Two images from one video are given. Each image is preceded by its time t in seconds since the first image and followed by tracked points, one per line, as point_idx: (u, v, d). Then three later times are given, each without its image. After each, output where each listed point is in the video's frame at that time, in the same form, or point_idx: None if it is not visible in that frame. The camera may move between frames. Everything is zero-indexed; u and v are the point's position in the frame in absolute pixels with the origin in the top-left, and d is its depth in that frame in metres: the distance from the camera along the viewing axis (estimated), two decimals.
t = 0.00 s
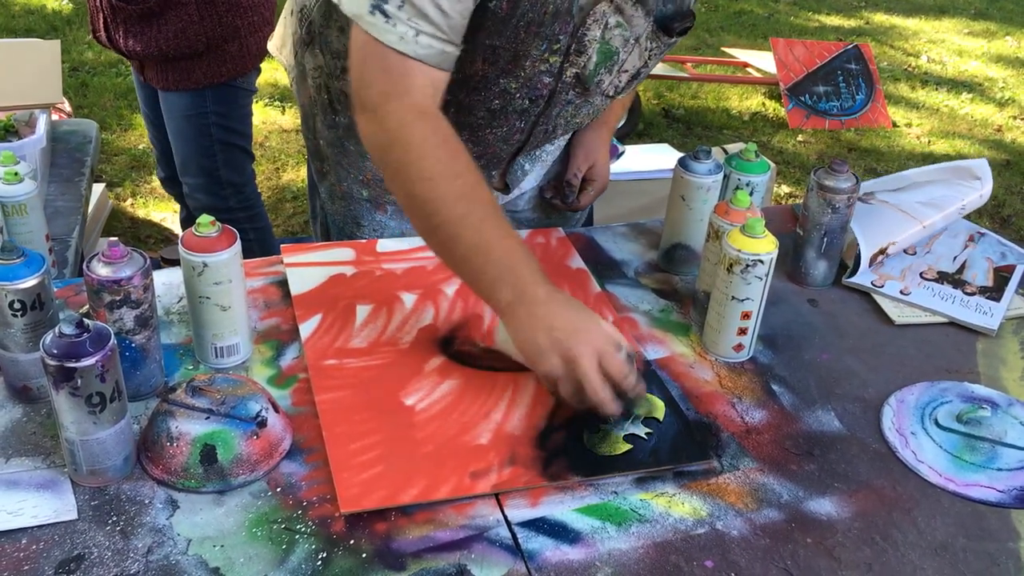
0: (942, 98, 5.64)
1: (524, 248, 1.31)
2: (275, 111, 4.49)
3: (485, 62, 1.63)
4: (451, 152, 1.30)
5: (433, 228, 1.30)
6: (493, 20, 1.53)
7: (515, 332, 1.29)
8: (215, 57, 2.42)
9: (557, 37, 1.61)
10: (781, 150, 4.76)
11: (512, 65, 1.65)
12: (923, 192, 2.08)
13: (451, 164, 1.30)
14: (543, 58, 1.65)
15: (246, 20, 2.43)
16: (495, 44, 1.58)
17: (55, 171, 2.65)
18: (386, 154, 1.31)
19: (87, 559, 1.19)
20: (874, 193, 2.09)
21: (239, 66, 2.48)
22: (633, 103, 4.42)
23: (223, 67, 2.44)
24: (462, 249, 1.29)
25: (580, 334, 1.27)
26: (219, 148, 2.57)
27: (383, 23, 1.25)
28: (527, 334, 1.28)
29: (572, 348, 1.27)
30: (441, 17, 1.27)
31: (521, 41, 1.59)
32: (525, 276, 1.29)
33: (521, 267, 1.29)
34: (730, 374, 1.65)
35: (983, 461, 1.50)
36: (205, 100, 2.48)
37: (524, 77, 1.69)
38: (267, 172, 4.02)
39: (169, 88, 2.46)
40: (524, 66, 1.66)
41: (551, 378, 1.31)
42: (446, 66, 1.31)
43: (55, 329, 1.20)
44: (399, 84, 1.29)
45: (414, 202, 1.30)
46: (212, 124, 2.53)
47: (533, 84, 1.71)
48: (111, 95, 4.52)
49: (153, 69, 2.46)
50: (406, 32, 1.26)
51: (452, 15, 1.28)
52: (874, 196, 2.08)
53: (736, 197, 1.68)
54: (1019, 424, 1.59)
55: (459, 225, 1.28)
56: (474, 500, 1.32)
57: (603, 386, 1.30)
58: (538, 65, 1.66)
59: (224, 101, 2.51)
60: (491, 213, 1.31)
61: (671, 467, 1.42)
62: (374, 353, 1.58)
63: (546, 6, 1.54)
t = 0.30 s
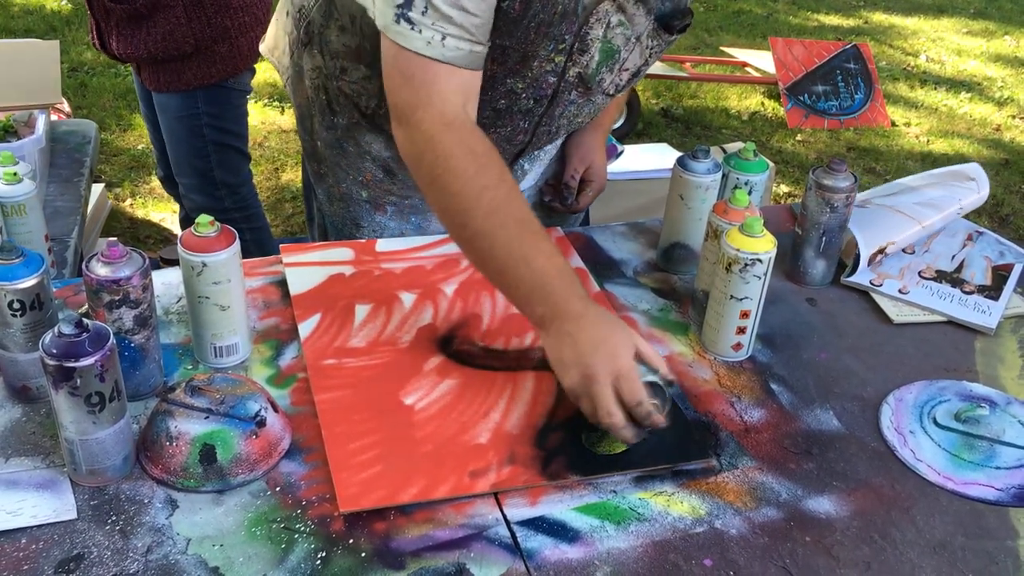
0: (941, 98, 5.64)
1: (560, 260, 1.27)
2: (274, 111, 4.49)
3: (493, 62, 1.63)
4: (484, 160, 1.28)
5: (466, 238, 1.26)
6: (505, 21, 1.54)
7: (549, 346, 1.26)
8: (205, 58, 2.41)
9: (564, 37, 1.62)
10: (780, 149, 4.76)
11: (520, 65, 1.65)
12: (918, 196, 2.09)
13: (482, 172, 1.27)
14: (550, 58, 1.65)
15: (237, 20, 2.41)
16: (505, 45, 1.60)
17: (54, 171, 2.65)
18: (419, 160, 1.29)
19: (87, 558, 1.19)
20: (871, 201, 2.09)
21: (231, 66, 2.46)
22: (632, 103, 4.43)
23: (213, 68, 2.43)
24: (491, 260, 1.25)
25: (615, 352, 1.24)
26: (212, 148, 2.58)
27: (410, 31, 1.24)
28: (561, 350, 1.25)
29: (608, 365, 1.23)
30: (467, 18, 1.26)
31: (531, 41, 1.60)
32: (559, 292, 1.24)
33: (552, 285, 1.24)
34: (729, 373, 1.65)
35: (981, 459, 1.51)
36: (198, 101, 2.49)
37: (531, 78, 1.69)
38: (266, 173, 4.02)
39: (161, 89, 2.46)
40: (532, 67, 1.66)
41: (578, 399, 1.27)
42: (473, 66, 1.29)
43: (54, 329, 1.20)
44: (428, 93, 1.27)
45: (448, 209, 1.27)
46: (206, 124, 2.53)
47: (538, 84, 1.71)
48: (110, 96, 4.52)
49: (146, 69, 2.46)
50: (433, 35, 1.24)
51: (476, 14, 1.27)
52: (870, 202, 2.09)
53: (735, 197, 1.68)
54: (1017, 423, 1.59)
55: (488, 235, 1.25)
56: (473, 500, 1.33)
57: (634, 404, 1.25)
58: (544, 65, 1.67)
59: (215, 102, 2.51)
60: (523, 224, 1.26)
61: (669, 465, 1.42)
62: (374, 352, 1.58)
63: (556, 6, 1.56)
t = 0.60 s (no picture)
0: (942, 95, 5.64)
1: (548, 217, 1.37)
2: (275, 110, 4.49)
3: (495, 54, 1.62)
4: (477, 136, 1.31)
5: (467, 213, 1.32)
6: (506, 12, 1.53)
7: (557, 301, 1.37)
8: (196, 57, 2.41)
9: (565, 27, 1.62)
10: (782, 147, 4.76)
11: (521, 56, 1.64)
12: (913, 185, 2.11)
13: (475, 148, 1.31)
14: (551, 49, 1.65)
15: (229, 20, 2.40)
16: (507, 35, 1.58)
17: (56, 170, 2.66)
18: (408, 139, 1.30)
19: (90, 556, 1.19)
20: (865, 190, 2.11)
21: (223, 65, 2.45)
22: (634, 101, 4.42)
23: (206, 67, 2.43)
24: (493, 230, 1.33)
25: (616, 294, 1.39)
26: (207, 147, 2.58)
27: (402, 8, 1.22)
28: (572, 300, 1.36)
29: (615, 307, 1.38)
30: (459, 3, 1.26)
31: (532, 31, 1.59)
32: (560, 247, 1.36)
33: (553, 243, 1.35)
34: (730, 370, 1.65)
35: (983, 456, 1.50)
36: (191, 100, 2.49)
37: (531, 69, 1.68)
38: (267, 172, 4.02)
39: (156, 88, 2.46)
40: (533, 57, 1.65)
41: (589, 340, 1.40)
42: (461, 52, 1.29)
43: (56, 328, 1.21)
44: (417, 72, 1.26)
45: (446, 188, 1.31)
46: (198, 123, 2.53)
47: (538, 76, 1.71)
48: (112, 95, 4.52)
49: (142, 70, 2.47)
50: (423, 17, 1.23)
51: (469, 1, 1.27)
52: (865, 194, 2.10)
53: (736, 194, 1.68)
54: (1019, 419, 1.59)
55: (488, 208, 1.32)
56: (475, 497, 1.33)
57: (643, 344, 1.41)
58: (545, 56, 1.66)
59: (209, 101, 2.51)
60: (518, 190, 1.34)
61: (671, 463, 1.42)
62: (375, 350, 1.58)
63: None
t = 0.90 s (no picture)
0: (945, 93, 5.63)
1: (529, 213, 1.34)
2: (277, 109, 4.49)
3: (502, 45, 1.63)
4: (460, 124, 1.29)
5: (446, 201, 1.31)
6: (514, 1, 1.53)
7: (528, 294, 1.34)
8: (199, 57, 2.41)
9: (569, 17, 1.62)
10: (784, 146, 4.75)
11: (527, 47, 1.65)
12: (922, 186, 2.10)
13: (455, 137, 1.28)
14: (555, 39, 1.65)
15: (232, 20, 2.40)
16: (514, 26, 1.59)
17: (58, 170, 2.65)
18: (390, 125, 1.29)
19: (92, 557, 1.19)
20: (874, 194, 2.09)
21: (226, 65, 2.45)
22: (636, 100, 4.41)
23: (209, 66, 2.43)
24: (467, 221, 1.31)
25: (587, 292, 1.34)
26: (210, 147, 2.58)
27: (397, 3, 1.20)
28: (542, 296, 1.33)
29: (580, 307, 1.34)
30: None
31: (538, 21, 1.60)
32: (534, 242, 1.33)
33: (527, 238, 1.32)
34: (734, 370, 1.65)
35: (987, 455, 1.50)
36: (192, 100, 2.49)
37: (536, 60, 1.69)
38: (269, 171, 4.02)
39: (159, 88, 2.46)
40: (538, 48, 1.66)
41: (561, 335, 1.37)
42: (455, 44, 1.28)
43: (58, 328, 1.21)
44: (405, 60, 1.24)
45: (424, 175, 1.30)
46: (201, 123, 2.53)
47: (543, 66, 1.71)
48: (114, 95, 4.52)
49: (146, 69, 2.47)
50: (416, 11, 1.21)
51: None
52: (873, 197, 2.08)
53: (739, 192, 1.67)
54: None
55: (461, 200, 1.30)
56: (478, 497, 1.32)
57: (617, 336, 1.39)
58: (550, 46, 1.67)
59: (212, 101, 2.50)
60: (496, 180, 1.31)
61: (674, 462, 1.42)
62: (378, 350, 1.58)
63: None
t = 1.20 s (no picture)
0: (947, 93, 5.62)
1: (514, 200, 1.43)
2: (279, 110, 4.49)
3: (497, 42, 1.62)
4: (450, 115, 1.36)
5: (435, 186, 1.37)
6: None
7: (519, 282, 1.44)
8: (205, 58, 2.41)
9: (563, 15, 1.62)
10: (786, 146, 4.75)
11: (521, 44, 1.65)
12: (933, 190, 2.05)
13: (446, 129, 1.35)
14: (550, 37, 1.65)
15: (238, 21, 2.40)
16: (508, 22, 1.59)
17: (59, 171, 2.65)
18: (382, 117, 1.35)
19: (93, 560, 1.19)
20: (886, 189, 2.07)
21: (231, 66, 2.45)
22: (637, 100, 4.41)
23: (214, 67, 2.43)
24: (455, 210, 1.39)
25: (575, 278, 1.45)
26: (215, 147, 2.57)
27: None
28: (531, 280, 1.43)
29: (568, 292, 1.44)
30: None
31: (531, 17, 1.60)
32: (520, 230, 1.42)
33: (514, 224, 1.42)
34: (736, 371, 1.65)
35: (991, 457, 1.49)
36: (198, 100, 2.48)
37: (532, 58, 1.68)
38: (271, 172, 4.02)
39: (164, 89, 2.46)
40: (533, 45, 1.66)
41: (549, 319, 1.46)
42: (439, 38, 1.32)
43: (59, 330, 1.20)
44: (393, 49, 1.29)
45: (415, 166, 1.37)
46: (206, 124, 2.52)
47: (539, 65, 1.71)
48: (116, 96, 4.53)
49: (151, 71, 2.47)
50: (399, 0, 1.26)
51: None
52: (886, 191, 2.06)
53: (741, 193, 1.67)
54: None
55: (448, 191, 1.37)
56: (480, 499, 1.32)
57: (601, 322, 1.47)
58: (545, 44, 1.67)
59: (217, 101, 2.50)
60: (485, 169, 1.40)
61: (676, 464, 1.41)
62: (379, 352, 1.58)
63: None
